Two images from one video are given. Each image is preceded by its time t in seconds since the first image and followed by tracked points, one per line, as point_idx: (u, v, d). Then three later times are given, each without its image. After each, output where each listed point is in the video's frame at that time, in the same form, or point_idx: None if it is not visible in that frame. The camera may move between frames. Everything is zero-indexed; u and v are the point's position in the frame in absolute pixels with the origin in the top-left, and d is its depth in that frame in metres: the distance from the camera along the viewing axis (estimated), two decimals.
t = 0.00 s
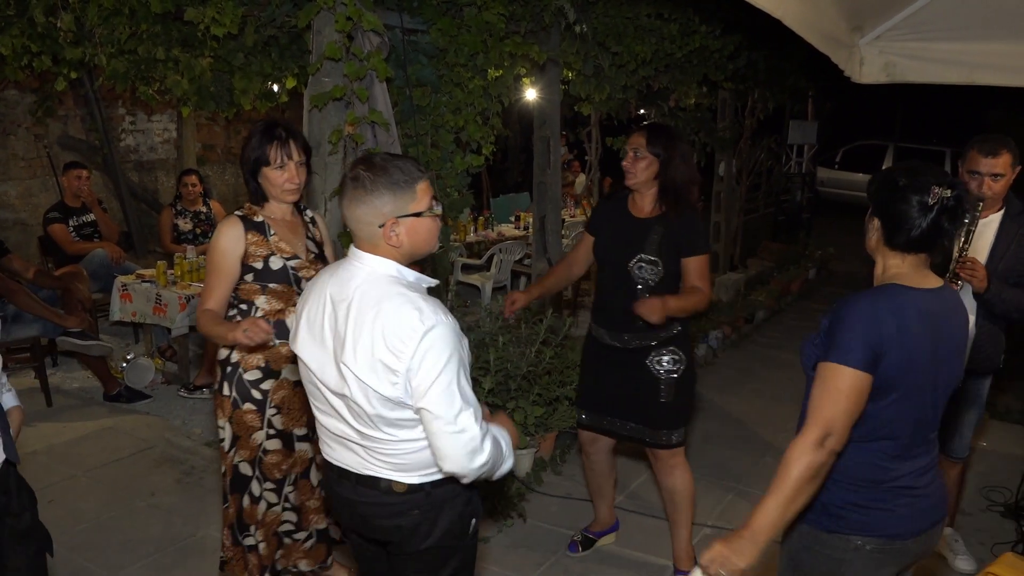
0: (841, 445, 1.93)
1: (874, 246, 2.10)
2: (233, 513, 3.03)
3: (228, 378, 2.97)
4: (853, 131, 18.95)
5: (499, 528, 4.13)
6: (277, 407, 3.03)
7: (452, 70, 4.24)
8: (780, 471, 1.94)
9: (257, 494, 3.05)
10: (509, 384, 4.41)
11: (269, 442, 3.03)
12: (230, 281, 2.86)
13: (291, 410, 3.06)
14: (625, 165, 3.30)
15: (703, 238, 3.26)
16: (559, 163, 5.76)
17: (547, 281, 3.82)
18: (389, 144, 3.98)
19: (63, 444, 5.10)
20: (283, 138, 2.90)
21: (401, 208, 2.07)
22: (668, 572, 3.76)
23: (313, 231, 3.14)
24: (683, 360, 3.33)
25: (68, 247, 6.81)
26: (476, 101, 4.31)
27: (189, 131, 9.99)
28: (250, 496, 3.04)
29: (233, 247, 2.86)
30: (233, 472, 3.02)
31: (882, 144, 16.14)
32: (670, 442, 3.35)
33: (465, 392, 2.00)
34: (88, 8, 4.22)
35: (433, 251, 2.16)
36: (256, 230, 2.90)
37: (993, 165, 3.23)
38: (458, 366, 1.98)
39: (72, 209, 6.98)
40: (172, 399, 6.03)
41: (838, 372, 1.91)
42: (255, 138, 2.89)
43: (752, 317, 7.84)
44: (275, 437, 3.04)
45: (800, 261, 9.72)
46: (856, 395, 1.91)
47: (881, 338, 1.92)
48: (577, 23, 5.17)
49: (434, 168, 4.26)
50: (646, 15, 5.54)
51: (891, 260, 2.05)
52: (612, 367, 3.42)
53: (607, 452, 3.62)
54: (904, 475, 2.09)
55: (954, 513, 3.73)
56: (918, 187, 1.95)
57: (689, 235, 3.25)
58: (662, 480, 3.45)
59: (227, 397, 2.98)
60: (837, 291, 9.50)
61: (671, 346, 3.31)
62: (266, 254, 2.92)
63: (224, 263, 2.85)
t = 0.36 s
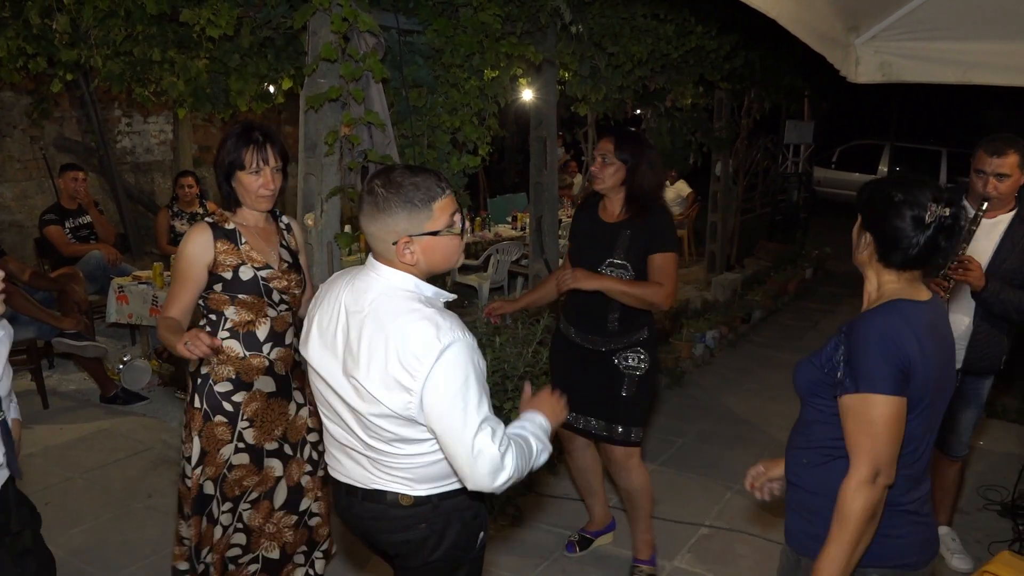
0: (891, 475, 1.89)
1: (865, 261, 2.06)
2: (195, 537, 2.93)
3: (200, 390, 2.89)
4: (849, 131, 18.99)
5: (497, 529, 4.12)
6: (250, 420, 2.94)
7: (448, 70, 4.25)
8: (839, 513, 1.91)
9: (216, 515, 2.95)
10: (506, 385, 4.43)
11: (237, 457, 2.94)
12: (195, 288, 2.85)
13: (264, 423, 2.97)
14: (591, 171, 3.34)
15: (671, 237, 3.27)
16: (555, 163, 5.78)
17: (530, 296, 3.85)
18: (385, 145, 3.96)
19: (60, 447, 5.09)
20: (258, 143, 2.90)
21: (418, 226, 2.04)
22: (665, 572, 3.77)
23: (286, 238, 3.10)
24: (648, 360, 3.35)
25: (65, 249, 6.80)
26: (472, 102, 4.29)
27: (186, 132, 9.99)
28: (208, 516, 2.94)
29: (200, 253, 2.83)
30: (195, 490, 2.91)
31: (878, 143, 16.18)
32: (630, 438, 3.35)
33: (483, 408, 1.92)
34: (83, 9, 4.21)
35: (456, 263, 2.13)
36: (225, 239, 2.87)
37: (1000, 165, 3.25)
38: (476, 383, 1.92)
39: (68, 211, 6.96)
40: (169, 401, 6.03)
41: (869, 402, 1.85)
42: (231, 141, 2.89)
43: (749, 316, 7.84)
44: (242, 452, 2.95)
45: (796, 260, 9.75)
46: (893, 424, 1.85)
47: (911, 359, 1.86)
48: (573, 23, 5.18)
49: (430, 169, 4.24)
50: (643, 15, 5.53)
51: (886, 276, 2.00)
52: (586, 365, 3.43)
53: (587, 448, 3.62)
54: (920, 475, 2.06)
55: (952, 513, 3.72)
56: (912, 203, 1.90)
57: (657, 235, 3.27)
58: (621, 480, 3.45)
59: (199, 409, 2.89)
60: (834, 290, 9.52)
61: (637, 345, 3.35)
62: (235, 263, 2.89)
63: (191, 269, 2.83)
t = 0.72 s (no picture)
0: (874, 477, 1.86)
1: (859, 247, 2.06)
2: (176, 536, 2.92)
3: (194, 388, 2.90)
4: (847, 131, 19.00)
5: (495, 529, 4.13)
6: (241, 420, 2.94)
7: (446, 70, 4.26)
8: (807, 504, 1.86)
9: (208, 517, 2.96)
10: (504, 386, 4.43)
11: (228, 457, 2.94)
12: (190, 287, 2.86)
13: (256, 423, 2.97)
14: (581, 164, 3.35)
15: (663, 231, 3.25)
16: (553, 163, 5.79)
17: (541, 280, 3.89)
18: (383, 145, 3.94)
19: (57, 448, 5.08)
20: (252, 139, 2.88)
21: (407, 235, 2.03)
22: (662, 573, 3.76)
23: (280, 234, 3.06)
24: (636, 358, 3.32)
25: (62, 250, 6.78)
26: (470, 103, 4.29)
27: (184, 132, 9.98)
28: (199, 518, 2.94)
29: (192, 254, 2.84)
30: (184, 492, 2.91)
31: (876, 143, 16.18)
32: (617, 438, 3.35)
33: (485, 408, 1.95)
34: (80, 9, 4.20)
35: (445, 278, 2.09)
36: (218, 238, 2.86)
37: (1002, 167, 3.29)
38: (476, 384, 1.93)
39: (65, 211, 6.94)
40: (167, 401, 6.02)
41: (857, 406, 1.85)
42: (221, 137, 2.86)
43: (747, 316, 7.84)
44: (234, 452, 2.95)
45: (795, 260, 9.75)
46: (882, 428, 1.84)
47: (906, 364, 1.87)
48: (571, 23, 5.18)
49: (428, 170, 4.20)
50: (641, 15, 5.52)
51: (880, 277, 2.01)
52: (583, 364, 3.43)
53: (584, 452, 3.57)
54: (916, 486, 2.07)
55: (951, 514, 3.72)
56: (913, 202, 1.90)
57: (644, 228, 3.24)
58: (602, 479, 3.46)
59: (193, 408, 2.91)
60: (832, 291, 9.52)
61: (623, 344, 3.32)
62: (225, 263, 2.88)
63: (184, 272, 2.84)
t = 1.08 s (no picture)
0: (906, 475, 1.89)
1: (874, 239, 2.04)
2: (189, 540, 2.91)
3: (197, 395, 2.89)
4: (848, 132, 19.02)
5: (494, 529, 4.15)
6: (248, 422, 2.95)
7: (447, 71, 4.26)
8: (859, 520, 1.90)
9: (217, 522, 2.96)
10: (505, 385, 4.46)
11: (236, 462, 2.94)
12: (191, 291, 2.83)
13: (263, 426, 2.98)
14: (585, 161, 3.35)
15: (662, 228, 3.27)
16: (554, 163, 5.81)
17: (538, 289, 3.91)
18: (384, 145, 3.97)
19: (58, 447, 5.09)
20: (266, 148, 2.92)
21: (423, 242, 1.99)
22: (662, 573, 3.77)
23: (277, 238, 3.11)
24: (640, 358, 3.33)
25: (63, 249, 6.79)
26: (471, 103, 4.31)
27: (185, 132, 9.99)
28: (210, 524, 2.94)
29: (195, 262, 2.81)
30: (194, 499, 2.92)
31: (876, 144, 16.19)
32: (620, 437, 3.37)
33: (445, 425, 1.87)
34: (82, 9, 4.21)
35: (451, 301, 2.02)
36: (223, 242, 2.86)
37: (982, 167, 3.35)
38: (449, 397, 1.87)
39: (66, 211, 6.95)
40: (168, 401, 6.02)
41: (885, 405, 1.85)
42: (227, 142, 2.88)
43: (747, 317, 7.85)
44: (241, 455, 2.95)
45: (795, 261, 9.76)
46: (910, 423, 1.85)
47: (927, 361, 1.87)
48: (572, 24, 5.19)
49: (429, 169, 4.23)
50: (642, 16, 5.53)
51: (895, 273, 2.01)
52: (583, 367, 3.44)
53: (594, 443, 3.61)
54: (928, 480, 2.08)
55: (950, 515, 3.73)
56: (927, 197, 1.92)
57: (644, 223, 3.25)
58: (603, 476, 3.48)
59: (196, 414, 2.89)
60: (832, 292, 9.53)
61: (627, 343, 3.33)
62: (232, 267, 2.88)
63: (185, 275, 2.81)
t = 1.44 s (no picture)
0: (873, 471, 1.90)
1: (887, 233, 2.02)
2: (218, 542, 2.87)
3: (223, 391, 2.83)
4: (848, 133, 19.01)
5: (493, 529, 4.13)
6: (272, 414, 2.94)
7: (448, 70, 4.23)
8: (813, 506, 1.93)
9: (243, 516, 2.93)
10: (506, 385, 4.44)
11: (263, 453, 2.94)
12: (223, 281, 2.77)
13: (281, 415, 2.98)
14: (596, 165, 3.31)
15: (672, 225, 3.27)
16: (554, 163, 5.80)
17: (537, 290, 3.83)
18: (384, 145, 3.93)
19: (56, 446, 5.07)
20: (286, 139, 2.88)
21: (390, 248, 1.98)
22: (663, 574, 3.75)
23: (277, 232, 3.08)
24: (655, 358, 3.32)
25: (62, 247, 6.76)
26: (473, 102, 4.23)
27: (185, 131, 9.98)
28: (239, 519, 2.91)
29: (224, 250, 2.75)
30: (224, 498, 2.87)
31: (876, 145, 16.19)
32: (633, 440, 3.34)
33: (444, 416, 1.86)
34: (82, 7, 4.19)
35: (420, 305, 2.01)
36: (246, 234, 2.81)
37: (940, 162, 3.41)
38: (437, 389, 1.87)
39: (66, 210, 6.93)
40: (167, 400, 6.00)
41: (861, 398, 1.86)
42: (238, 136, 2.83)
43: (748, 317, 7.84)
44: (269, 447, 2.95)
45: (795, 261, 9.74)
46: (884, 420, 1.85)
47: (908, 359, 1.86)
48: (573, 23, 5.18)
49: (429, 169, 4.19)
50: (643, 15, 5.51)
51: (902, 272, 1.99)
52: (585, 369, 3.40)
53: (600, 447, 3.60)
54: (934, 480, 2.03)
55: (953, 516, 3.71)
56: (936, 197, 1.89)
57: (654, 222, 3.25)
58: (619, 478, 3.46)
59: (223, 411, 2.84)
60: (833, 292, 9.52)
61: (642, 345, 3.31)
62: (261, 258, 2.85)
63: (216, 262, 2.75)
